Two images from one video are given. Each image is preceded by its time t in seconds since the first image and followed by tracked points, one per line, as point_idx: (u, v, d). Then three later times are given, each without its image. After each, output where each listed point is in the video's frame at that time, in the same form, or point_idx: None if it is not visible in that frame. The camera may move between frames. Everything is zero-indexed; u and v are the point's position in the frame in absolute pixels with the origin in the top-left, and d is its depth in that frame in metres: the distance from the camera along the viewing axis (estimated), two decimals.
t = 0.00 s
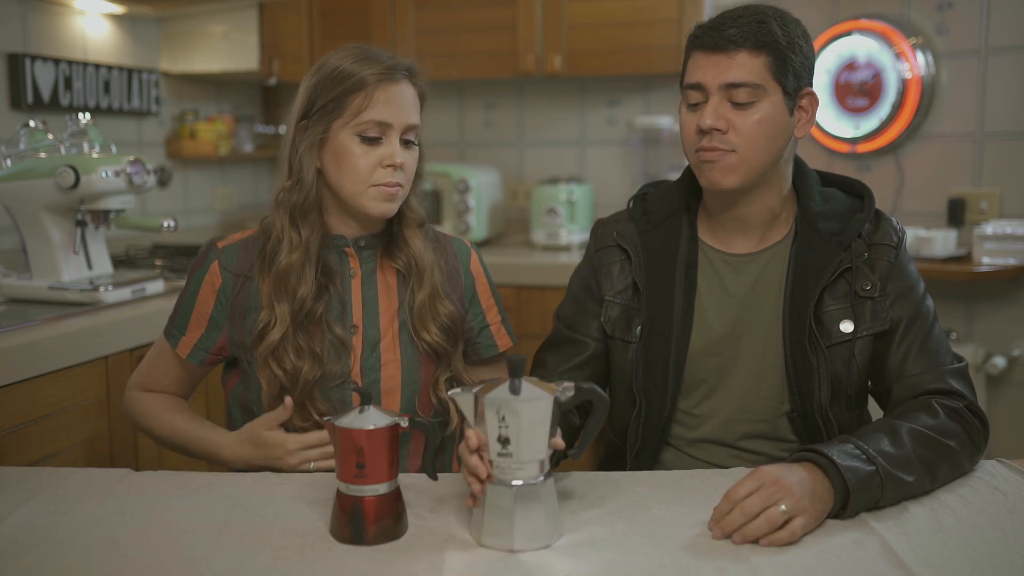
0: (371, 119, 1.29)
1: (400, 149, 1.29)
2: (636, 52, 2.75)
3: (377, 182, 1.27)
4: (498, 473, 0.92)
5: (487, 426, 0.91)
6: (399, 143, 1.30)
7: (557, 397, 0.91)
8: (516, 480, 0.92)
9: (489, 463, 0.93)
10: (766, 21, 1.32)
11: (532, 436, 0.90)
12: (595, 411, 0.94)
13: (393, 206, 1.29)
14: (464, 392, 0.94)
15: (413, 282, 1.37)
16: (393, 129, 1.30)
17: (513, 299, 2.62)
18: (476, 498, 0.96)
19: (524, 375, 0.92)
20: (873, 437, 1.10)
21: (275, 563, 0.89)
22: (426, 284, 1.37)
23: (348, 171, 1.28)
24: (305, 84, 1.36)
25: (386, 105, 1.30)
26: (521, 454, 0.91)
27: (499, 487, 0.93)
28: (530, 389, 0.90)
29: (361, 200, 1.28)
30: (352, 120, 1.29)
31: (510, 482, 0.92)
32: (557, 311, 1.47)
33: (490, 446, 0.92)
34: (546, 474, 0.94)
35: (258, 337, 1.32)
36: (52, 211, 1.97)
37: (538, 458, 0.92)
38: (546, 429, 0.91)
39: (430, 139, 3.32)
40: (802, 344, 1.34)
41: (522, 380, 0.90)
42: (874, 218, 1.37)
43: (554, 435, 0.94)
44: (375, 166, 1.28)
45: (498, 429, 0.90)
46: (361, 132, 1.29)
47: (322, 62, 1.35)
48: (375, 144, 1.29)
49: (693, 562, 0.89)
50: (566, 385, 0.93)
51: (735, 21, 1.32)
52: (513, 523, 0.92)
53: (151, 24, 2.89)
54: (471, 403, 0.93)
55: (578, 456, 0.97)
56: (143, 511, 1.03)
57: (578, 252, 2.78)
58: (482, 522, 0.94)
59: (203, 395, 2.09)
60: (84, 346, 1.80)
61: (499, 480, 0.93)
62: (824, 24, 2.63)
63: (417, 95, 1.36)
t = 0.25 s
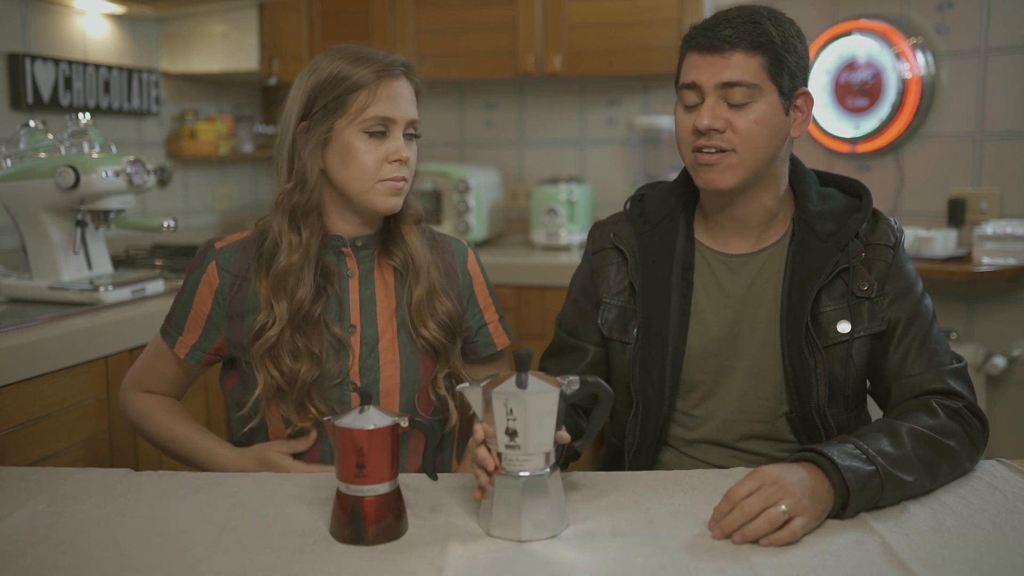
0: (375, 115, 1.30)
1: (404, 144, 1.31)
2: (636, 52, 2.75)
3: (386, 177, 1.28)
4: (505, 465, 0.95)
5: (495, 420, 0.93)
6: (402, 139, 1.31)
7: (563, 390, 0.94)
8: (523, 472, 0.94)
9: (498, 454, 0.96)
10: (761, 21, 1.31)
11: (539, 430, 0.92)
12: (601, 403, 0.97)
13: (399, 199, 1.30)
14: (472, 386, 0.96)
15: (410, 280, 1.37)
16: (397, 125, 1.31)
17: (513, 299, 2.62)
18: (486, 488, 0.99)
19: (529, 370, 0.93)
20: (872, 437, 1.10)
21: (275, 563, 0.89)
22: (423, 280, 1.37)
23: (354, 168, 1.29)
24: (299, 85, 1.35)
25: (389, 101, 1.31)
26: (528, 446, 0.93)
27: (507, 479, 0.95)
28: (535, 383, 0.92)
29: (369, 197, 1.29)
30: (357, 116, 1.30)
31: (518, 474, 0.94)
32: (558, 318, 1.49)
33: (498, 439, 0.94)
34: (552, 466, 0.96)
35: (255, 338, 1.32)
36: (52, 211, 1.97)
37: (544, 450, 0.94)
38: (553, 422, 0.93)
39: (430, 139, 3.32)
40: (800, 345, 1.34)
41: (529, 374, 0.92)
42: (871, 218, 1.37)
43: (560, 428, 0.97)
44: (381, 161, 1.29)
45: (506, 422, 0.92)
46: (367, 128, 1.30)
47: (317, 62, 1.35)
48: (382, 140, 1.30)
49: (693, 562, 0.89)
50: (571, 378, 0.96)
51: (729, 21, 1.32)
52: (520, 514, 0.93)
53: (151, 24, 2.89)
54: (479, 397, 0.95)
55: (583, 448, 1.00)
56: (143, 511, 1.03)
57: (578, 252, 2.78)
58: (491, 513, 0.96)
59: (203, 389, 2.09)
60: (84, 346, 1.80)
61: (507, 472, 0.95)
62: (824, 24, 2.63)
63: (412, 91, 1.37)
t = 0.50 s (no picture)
0: (384, 111, 1.31)
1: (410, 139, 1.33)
2: (636, 52, 2.75)
3: (398, 172, 1.31)
4: (505, 465, 0.95)
5: (495, 420, 0.93)
6: (407, 134, 1.34)
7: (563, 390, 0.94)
8: (523, 472, 0.94)
9: (497, 455, 0.96)
10: (753, 17, 1.33)
11: (539, 429, 0.92)
12: (601, 403, 0.97)
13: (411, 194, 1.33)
14: (472, 386, 0.96)
15: (407, 275, 1.37)
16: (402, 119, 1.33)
17: (513, 299, 2.62)
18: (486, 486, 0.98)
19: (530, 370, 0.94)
20: (873, 437, 1.10)
21: (275, 563, 0.89)
22: (419, 273, 1.38)
23: (367, 166, 1.30)
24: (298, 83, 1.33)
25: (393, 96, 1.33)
26: (528, 446, 0.93)
27: (506, 479, 0.95)
28: (536, 383, 0.92)
29: (383, 194, 1.30)
30: (367, 115, 1.30)
31: (518, 474, 0.94)
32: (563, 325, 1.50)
33: (498, 439, 0.94)
34: (552, 466, 0.96)
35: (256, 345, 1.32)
36: (52, 211, 1.97)
37: (544, 450, 0.94)
38: (553, 421, 0.93)
39: (430, 139, 3.32)
40: (799, 345, 1.34)
41: (529, 374, 0.92)
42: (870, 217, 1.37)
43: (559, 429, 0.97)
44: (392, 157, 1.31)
45: (506, 422, 0.92)
46: (376, 126, 1.31)
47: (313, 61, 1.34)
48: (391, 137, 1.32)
49: (693, 562, 0.89)
50: (571, 379, 0.97)
51: (722, 19, 1.33)
52: (520, 514, 0.93)
53: (151, 24, 2.89)
54: (479, 397, 0.95)
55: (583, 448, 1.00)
56: (143, 511, 1.03)
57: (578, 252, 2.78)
58: (490, 513, 0.96)
59: (202, 386, 2.08)
60: (84, 346, 1.80)
61: (507, 472, 0.95)
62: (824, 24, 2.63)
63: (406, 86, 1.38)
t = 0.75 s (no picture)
0: (380, 109, 1.31)
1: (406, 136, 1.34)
2: (637, 52, 2.75)
3: (395, 169, 1.31)
4: (506, 465, 0.95)
5: (495, 419, 0.93)
6: (404, 132, 1.34)
7: (562, 389, 0.94)
8: (523, 472, 0.94)
9: (498, 455, 0.96)
10: (743, 15, 1.34)
11: (539, 429, 0.92)
12: (601, 403, 0.98)
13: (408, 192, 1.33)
14: (472, 386, 0.96)
15: (406, 271, 1.38)
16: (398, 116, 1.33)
17: (513, 299, 2.62)
18: (486, 485, 0.98)
19: (529, 370, 0.94)
20: (873, 437, 1.10)
21: (275, 563, 0.89)
22: (418, 268, 1.38)
23: (366, 164, 1.30)
24: (292, 83, 1.33)
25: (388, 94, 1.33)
26: (529, 446, 0.93)
27: (507, 479, 0.95)
28: (536, 382, 0.92)
29: (380, 192, 1.31)
30: (363, 113, 1.30)
31: (518, 473, 0.94)
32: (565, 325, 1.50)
33: (498, 439, 0.94)
34: (552, 466, 0.96)
35: (257, 348, 1.32)
36: (52, 211, 1.97)
37: (544, 450, 0.94)
38: (553, 420, 0.93)
39: (430, 139, 3.33)
40: (798, 344, 1.34)
41: (528, 373, 0.93)
42: (869, 217, 1.37)
43: (560, 429, 0.97)
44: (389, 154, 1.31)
45: (506, 422, 0.92)
46: (372, 124, 1.31)
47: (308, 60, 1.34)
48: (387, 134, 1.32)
49: (693, 563, 0.88)
50: (571, 378, 0.96)
51: (713, 19, 1.34)
52: (521, 514, 0.93)
53: (151, 24, 2.89)
54: (479, 397, 0.95)
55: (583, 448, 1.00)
56: (143, 511, 1.03)
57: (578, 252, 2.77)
58: (491, 513, 0.96)
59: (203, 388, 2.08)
60: (84, 346, 1.80)
61: (507, 472, 0.95)
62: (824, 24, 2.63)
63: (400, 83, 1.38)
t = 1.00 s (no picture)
0: (376, 110, 1.30)
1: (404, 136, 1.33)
2: (636, 53, 2.75)
3: (392, 170, 1.30)
4: (506, 465, 0.95)
5: (495, 419, 0.93)
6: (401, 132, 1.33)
7: (562, 389, 0.94)
8: (523, 472, 0.94)
9: (497, 455, 0.96)
10: (739, 15, 1.34)
11: (539, 429, 0.92)
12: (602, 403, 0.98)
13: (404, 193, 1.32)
14: (472, 386, 0.96)
15: (406, 273, 1.38)
16: (394, 116, 1.33)
17: (513, 299, 2.63)
18: (486, 486, 0.98)
19: (529, 371, 0.94)
20: (881, 434, 1.09)
21: (275, 563, 0.89)
22: (417, 271, 1.38)
23: (361, 164, 1.30)
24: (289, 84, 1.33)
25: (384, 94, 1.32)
26: (528, 446, 0.93)
27: (507, 479, 0.95)
28: (535, 383, 0.92)
29: (377, 193, 1.30)
30: (358, 114, 1.30)
31: (518, 474, 0.94)
32: (563, 312, 1.48)
33: (498, 439, 0.94)
34: (552, 467, 0.96)
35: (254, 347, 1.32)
36: (52, 211, 1.97)
37: (544, 450, 0.94)
38: (554, 420, 0.93)
39: (430, 139, 3.33)
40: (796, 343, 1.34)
41: (528, 374, 0.93)
42: (867, 217, 1.37)
43: (560, 429, 0.97)
44: (385, 154, 1.30)
45: (506, 422, 0.92)
46: (368, 124, 1.31)
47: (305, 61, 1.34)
48: (383, 135, 1.31)
49: (693, 563, 0.89)
50: (571, 379, 0.96)
51: (707, 19, 1.34)
52: (520, 514, 0.93)
53: (151, 24, 2.90)
54: (479, 397, 0.95)
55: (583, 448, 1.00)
56: (143, 511, 1.03)
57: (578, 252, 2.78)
58: (490, 513, 0.96)
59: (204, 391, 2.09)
60: (84, 346, 1.80)
61: (507, 472, 0.95)
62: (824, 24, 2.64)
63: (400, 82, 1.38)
